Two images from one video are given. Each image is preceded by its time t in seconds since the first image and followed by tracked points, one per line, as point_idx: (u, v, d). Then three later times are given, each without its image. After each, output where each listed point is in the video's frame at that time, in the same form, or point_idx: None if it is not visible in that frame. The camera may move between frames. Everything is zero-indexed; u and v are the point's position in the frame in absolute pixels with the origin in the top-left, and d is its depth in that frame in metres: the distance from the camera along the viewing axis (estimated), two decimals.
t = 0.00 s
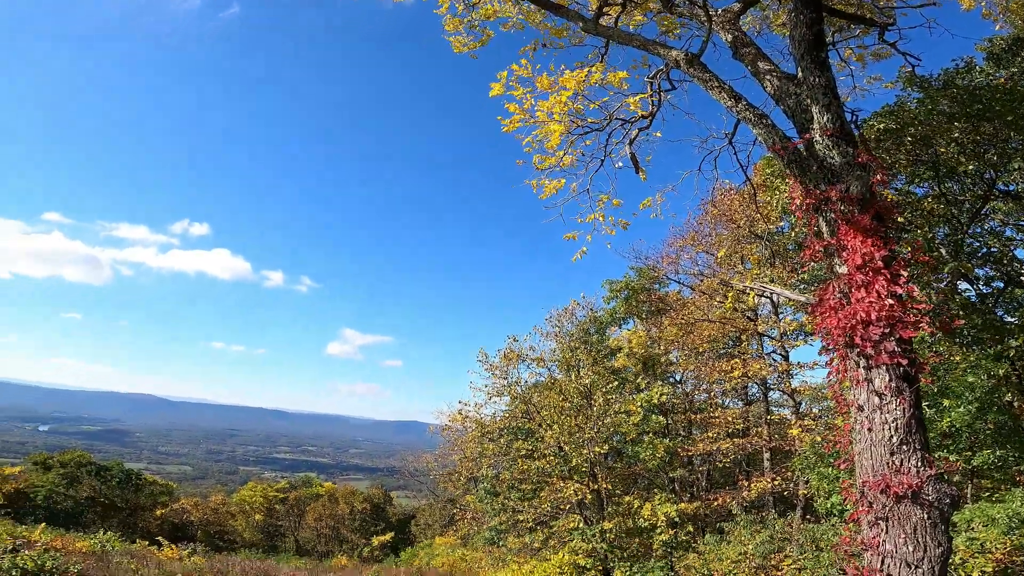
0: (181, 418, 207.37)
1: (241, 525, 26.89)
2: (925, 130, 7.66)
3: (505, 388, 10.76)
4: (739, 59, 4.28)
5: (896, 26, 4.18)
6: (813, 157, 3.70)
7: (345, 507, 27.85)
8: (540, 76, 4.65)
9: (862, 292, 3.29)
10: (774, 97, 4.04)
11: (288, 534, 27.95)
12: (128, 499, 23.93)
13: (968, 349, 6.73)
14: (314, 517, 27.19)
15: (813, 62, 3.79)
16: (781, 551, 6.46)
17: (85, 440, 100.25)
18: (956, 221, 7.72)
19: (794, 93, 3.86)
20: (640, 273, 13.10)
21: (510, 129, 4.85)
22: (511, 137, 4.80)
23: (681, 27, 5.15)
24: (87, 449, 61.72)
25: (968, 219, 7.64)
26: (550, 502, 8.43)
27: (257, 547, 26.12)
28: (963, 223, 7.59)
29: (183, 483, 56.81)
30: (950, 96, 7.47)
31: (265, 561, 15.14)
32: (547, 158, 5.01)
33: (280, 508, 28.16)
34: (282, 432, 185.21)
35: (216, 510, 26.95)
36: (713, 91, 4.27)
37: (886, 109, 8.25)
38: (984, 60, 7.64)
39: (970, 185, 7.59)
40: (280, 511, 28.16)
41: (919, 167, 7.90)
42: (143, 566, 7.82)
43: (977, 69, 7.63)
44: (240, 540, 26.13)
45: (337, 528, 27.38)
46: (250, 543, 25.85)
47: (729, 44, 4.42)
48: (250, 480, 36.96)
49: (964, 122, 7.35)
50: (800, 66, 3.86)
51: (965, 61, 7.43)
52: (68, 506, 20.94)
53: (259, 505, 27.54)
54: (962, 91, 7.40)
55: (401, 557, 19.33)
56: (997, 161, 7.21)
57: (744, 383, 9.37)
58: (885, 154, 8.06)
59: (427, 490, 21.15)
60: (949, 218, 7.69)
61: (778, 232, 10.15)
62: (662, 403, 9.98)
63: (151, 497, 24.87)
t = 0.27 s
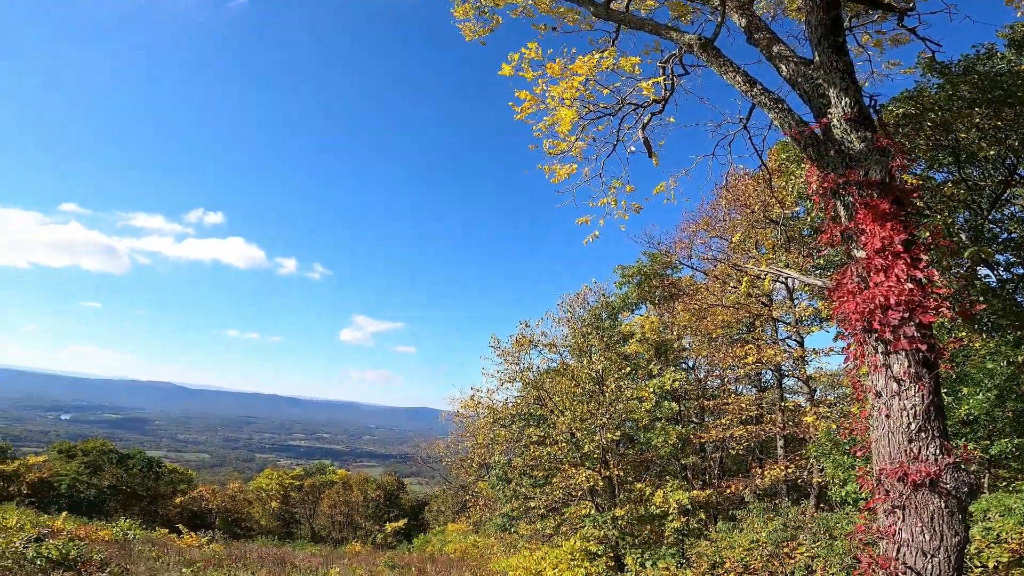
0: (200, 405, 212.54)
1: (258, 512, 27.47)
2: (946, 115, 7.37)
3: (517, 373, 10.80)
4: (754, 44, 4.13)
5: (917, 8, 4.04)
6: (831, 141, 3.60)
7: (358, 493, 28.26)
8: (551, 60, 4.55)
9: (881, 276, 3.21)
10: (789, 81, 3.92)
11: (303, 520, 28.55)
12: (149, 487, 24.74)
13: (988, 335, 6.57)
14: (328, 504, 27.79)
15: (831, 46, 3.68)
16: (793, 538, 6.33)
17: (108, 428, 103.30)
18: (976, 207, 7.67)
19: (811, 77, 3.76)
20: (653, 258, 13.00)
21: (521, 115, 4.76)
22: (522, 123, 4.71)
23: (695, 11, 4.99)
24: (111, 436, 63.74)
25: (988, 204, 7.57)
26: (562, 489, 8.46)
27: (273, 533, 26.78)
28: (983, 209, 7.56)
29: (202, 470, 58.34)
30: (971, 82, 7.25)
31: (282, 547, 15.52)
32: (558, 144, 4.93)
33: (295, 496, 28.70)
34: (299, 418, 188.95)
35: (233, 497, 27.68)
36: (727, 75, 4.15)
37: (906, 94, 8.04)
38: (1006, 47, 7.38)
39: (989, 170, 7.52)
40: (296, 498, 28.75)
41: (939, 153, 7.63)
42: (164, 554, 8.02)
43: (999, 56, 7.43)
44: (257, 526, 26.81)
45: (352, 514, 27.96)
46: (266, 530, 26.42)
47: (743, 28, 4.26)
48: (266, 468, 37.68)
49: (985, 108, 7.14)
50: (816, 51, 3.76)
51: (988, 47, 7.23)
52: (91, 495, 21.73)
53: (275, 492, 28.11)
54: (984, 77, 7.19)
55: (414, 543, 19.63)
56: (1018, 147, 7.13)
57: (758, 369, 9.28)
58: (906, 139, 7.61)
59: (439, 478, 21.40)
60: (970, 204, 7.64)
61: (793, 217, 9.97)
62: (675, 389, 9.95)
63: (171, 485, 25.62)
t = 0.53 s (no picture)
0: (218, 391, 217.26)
1: (273, 500, 28.00)
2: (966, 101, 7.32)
3: (528, 359, 10.82)
4: (768, 29, 3.99)
5: None
6: (849, 126, 3.49)
7: (371, 480, 28.75)
8: (561, 45, 4.44)
9: (900, 261, 3.12)
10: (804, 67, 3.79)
11: (317, 508, 29.15)
12: (168, 475, 25.43)
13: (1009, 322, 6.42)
14: (342, 490, 28.34)
15: (848, 30, 3.55)
16: (805, 526, 6.32)
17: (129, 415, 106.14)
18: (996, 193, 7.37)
19: (828, 62, 3.63)
20: (665, 243, 12.86)
21: (531, 101, 4.66)
22: (531, 108, 4.61)
23: None
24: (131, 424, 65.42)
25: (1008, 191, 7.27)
26: (574, 475, 8.53)
27: (288, 520, 27.35)
28: (1003, 195, 7.26)
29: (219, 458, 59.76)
30: (992, 68, 7.20)
31: (297, 534, 15.86)
32: (568, 130, 4.84)
33: (309, 483, 29.19)
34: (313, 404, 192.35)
35: (249, 485, 28.31)
36: (741, 60, 4.02)
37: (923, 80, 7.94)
38: None
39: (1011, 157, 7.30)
40: (309, 485, 29.29)
41: (958, 138, 7.51)
42: (182, 541, 8.21)
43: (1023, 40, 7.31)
44: (273, 513, 27.43)
45: (365, 500, 28.50)
46: (281, 517, 26.95)
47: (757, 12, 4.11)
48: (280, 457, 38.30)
49: (1006, 94, 7.10)
50: (832, 35, 3.62)
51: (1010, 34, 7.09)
52: (112, 483, 22.14)
53: (289, 479, 28.68)
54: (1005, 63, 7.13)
55: (426, 530, 19.90)
56: None
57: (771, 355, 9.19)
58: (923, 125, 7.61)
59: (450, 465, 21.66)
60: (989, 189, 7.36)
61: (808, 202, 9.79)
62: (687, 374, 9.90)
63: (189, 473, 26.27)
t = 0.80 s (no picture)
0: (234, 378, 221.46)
1: (287, 488, 28.49)
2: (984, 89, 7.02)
3: (538, 345, 10.83)
4: (781, 15, 3.89)
5: None
6: (865, 112, 3.39)
7: (383, 468, 29.24)
8: (570, 30, 4.35)
9: (917, 246, 3.04)
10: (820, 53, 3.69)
11: (330, 495, 29.73)
12: (185, 463, 26.10)
13: None
14: (354, 478, 28.79)
15: (864, 17, 3.46)
16: (819, 516, 6.34)
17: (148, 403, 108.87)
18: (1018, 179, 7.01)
19: (843, 49, 3.53)
20: (676, 229, 12.75)
21: (540, 87, 4.58)
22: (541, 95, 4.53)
23: None
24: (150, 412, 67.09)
25: None
26: (584, 462, 8.51)
27: (302, 507, 27.90)
28: None
29: (235, 446, 61.11)
30: (1011, 56, 6.89)
31: (310, 521, 16.21)
32: (579, 116, 4.76)
33: (322, 471, 29.64)
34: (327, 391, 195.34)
35: (264, 472, 28.89)
36: (754, 46, 3.91)
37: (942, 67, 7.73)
38: None
39: None
40: (322, 473, 29.84)
41: (976, 125, 7.31)
42: (199, 530, 8.39)
43: None
44: (287, 500, 28.02)
45: (377, 488, 29.00)
46: (295, 504, 27.46)
47: None
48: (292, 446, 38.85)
49: None
50: (848, 22, 3.54)
51: None
52: (131, 472, 23.05)
53: (302, 467, 29.22)
54: None
55: (436, 518, 20.16)
56: None
57: (783, 341, 9.10)
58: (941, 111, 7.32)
59: (461, 453, 21.90)
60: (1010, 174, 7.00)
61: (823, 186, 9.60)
62: (698, 361, 9.85)
63: (206, 461, 26.94)
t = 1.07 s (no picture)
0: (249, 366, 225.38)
1: (300, 476, 28.97)
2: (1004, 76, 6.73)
3: (548, 331, 10.82)
4: None
5: None
6: (881, 97, 3.29)
7: (394, 456, 29.68)
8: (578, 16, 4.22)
9: (935, 231, 2.95)
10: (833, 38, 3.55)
11: (343, 483, 30.24)
12: (202, 452, 26.72)
13: None
14: (366, 466, 29.25)
15: None
16: (831, 505, 6.33)
17: (166, 391, 111.38)
18: None
19: (857, 33, 3.39)
20: (687, 215, 12.62)
21: (548, 76, 4.48)
22: (549, 84, 4.43)
23: None
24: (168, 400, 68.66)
25: None
26: (594, 450, 8.52)
27: (316, 495, 28.42)
28: None
29: (250, 434, 62.35)
30: None
31: (323, 509, 16.50)
32: (588, 103, 4.65)
33: (335, 459, 30.11)
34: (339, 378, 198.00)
35: (278, 460, 29.45)
36: (766, 31, 3.79)
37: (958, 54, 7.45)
38: None
39: None
40: (335, 462, 30.34)
41: (994, 111, 6.98)
42: (215, 518, 8.57)
43: None
44: (301, 488, 28.55)
45: (389, 476, 29.44)
46: (308, 493, 28.01)
47: None
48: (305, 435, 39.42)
49: None
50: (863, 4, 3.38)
51: None
52: (150, 460, 23.81)
53: (315, 456, 29.73)
54: None
55: (447, 506, 20.39)
56: None
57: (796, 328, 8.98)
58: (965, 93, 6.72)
59: (471, 442, 22.11)
60: None
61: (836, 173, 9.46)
62: (710, 348, 9.78)
63: (221, 449, 27.57)
